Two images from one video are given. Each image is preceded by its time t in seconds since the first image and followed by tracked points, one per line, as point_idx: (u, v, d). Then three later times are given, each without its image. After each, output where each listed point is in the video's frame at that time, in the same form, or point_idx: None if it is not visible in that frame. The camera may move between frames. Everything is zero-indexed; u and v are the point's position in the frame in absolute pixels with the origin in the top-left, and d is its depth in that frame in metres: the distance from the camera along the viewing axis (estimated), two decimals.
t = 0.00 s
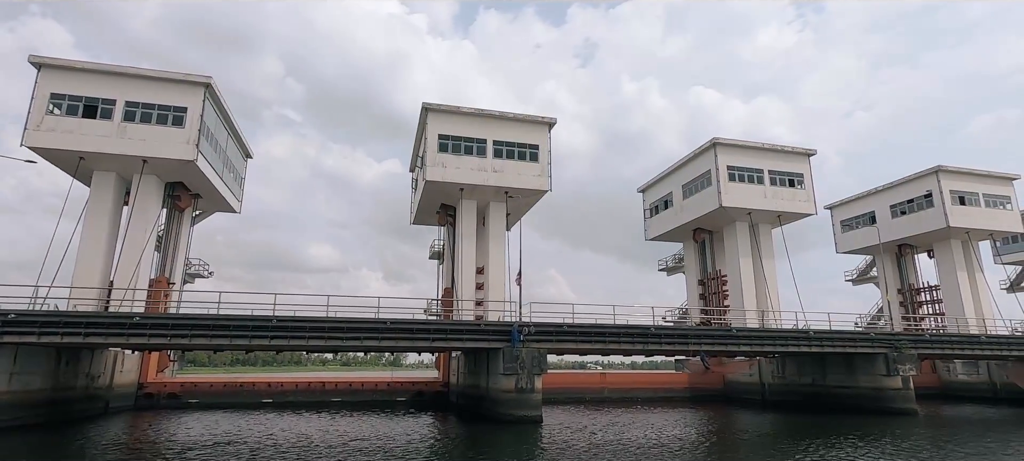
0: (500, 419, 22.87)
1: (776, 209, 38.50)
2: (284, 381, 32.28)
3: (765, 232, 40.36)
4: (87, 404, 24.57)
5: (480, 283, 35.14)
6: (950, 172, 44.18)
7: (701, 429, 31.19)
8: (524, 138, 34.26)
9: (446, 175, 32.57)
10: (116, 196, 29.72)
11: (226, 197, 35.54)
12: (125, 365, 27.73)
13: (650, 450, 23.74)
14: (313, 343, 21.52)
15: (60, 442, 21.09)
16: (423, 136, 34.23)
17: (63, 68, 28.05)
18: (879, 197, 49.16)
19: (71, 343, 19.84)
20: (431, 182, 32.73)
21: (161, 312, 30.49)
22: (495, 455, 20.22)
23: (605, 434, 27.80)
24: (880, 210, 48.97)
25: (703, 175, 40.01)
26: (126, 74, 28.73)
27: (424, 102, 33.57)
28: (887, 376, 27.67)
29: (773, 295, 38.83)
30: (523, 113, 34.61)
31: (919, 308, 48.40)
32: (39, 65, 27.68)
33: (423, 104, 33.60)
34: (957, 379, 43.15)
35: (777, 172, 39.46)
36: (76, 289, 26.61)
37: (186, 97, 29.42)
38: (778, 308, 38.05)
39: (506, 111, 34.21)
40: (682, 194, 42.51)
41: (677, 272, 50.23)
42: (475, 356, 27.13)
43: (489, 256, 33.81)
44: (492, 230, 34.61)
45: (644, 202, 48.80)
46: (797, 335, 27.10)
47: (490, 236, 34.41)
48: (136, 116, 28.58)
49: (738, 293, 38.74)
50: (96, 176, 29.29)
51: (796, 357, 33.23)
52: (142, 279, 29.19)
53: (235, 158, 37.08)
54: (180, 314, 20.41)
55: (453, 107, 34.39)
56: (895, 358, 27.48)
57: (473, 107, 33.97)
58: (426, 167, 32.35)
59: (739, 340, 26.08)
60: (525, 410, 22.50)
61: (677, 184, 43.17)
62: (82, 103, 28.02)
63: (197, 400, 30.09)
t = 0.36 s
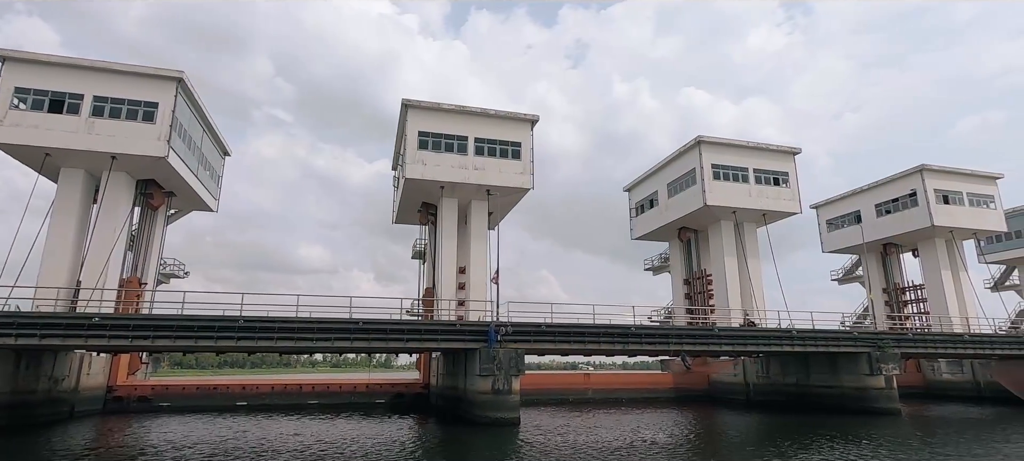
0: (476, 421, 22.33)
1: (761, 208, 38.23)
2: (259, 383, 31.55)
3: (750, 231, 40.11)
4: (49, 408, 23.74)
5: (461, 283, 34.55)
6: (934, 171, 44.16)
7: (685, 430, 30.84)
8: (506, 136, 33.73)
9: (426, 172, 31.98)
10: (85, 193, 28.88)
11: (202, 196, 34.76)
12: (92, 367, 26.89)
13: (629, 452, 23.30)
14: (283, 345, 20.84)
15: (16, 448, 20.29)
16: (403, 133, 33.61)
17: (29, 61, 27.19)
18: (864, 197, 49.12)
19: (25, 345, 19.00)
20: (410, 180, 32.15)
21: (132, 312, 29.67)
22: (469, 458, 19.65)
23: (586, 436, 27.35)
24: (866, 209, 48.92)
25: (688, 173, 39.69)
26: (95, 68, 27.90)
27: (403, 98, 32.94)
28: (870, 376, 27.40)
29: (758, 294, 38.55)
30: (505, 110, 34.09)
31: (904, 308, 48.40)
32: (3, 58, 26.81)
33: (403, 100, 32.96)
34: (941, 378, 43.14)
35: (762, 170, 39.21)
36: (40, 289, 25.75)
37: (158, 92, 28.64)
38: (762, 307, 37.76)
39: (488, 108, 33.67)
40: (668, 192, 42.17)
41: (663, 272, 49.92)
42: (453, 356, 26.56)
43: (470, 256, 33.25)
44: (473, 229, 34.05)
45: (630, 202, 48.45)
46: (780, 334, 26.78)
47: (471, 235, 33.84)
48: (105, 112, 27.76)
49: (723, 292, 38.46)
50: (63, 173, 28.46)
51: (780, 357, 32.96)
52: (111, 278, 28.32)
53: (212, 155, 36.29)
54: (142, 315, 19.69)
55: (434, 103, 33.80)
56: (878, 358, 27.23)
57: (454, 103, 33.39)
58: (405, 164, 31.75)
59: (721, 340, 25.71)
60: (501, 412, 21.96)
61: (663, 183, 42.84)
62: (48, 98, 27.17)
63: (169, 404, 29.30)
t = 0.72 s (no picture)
0: (449, 423, 21.77)
1: (744, 207, 37.98)
2: (232, 385, 30.76)
3: (733, 230, 39.88)
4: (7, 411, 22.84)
5: (440, 282, 33.95)
6: (916, 170, 44.22)
7: (666, 431, 30.45)
8: (486, 133, 33.18)
9: (404, 169, 31.35)
10: (49, 189, 27.98)
11: (174, 192, 33.86)
12: (55, 369, 25.98)
13: (607, 454, 22.85)
14: (248, 345, 20.08)
15: None
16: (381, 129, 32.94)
17: None
18: (847, 196, 49.12)
19: None
20: (388, 177, 31.50)
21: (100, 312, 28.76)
22: None
23: (564, 438, 26.88)
24: (849, 208, 48.93)
25: (671, 172, 39.37)
26: (59, 60, 26.97)
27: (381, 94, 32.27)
28: (851, 376, 27.19)
29: (741, 293, 38.31)
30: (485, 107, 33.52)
31: (887, 307, 48.47)
32: None
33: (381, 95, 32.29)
34: (923, 377, 43.20)
35: (745, 169, 38.98)
36: None
37: (126, 84, 27.79)
38: (745, 307, 37.52)
39: (468, 104, 33.09)
40: (651, 191, 41.84)
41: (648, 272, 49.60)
42: (429, 357, 25.99)
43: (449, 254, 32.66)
44: (453, 227, 33.46)
45: (614, 201, 48.07)
46: (760, 334, 26.48)
47: (450, 234, 33.25)
48: (69, 105, 26.87)
49: (706, 292, 38.18)
50: (26, 168, 27.56)
51: (762, 357, 32.72)
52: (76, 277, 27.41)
53: (186, 151, 35.39)
54: (99, 314, 18.90)
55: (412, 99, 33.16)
56: (858, 357, 27.00)
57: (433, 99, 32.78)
58: (382, 161, 31.09)
59: (701, 340, 25.35)
60: (475, 413, 21.42)
61: (647, 182, 42.50)
62: (10, 90, 26.22)
63: (138, 407, 28.46)
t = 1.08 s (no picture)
0: (420, 426, 21.17)
1: (727, 206, 37.75)
2: (202, 387, 29.89)
3: (716, 230, 39.63)
4: None
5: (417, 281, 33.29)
6: (898, 171, 44.30)
7: (646, 433, 30.05)
8: (466, 129, 32.61)
9: (381, 166, 30.69)
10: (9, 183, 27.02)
11: (145, 188, 32.90)
12: (15, 370, 24.99)
13: (582, 457, 22.39)
14: (210, 346, 19.25)
15: None
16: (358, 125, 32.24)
17: None
18: (831, 197, 49.14)
19: None
20: (364, 174, 30.82)
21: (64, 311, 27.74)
22: None
23: (541, 440, 26.38)
24: (832, 209, 48.95)
25: (654, 171, 39.04)
26: (20, 50, 26.02)
27: (358, 89, 31.56)
28: (831, 376, 26.97)
29: (723, 294, 38.04)
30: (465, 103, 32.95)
31: (869, 308, 48.54)
32: None
33: (358, 90, 31.58)
34: (905, 378, 43.24)
35: (728, 169, 38.76)
36: None
37: (91, 76, 26.91)
38: (727, 307, 37.25)
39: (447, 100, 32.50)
40: (634, 190, 41.48)
41: (631, 272, 49.25)
42: (403, 357, 25.36)
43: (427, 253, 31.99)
44: (431, 226, 32.83)
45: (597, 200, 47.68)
46: (740, 334, 26.15)
47: (429, 232, 32.61)
48: (31, 97, 25.95)
49: (688, 292, 37.87)
50: None
51: (743, 357, 32.47)
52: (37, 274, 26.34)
53: (157, 146, 34.45)
54: (51, 312, 17.99)
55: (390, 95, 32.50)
56: (839, 358, 26.76)
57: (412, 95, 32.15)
58: (359, 157, 30.41)
59: (680, 341, 24.98)
60: (448, 416, 20.83)
61: (630, 181, 42.13)
62: None
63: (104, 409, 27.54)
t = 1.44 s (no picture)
0: (389, 429, 20.52)
1: (709, 207, 37.50)
2: (168, 388, 28.93)
3: (698, 231, 39.39)
4: None
5: (393, 281, 32.58)
6: (880, 174, 44.40)
7: (625, 436, 29.61)
8: (444, 126, 32.02)
9: (356, 162, 29.99)
10: None
11: (112, 183, 31.88)
12: None
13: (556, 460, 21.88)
14: (168, 346, 18.44)
15: None
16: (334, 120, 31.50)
17: None
18: (813, 199, 49.16)
19: None
20: (340, 170, 30.10)
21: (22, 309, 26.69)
22: None
23: (516, 444, 25.82)
24: (814, 211, 48.97)
25: (636, 171, 38.70)
26: None
27: (334, 83, 30.84)
28: (809, 379, 26.72)
29: (705, 295, 37.75)
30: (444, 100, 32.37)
31: (850, 311, 48.58)
32: None
33: (334, 85, 30.86)
34: (885, 381, 43.28)
35: (710, 169, 38.52)
36: None
37: (54, 66, 25.98)
38: (708, 308, 36.98)
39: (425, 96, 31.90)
40: (617, 190, 41.12)
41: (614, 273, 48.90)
42: (374, 359, 24.70)
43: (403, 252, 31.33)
44: (408, 224, 32.19)
45: (580, 200, 47.29)
46: (718, 336, 25.84)
47: (405, 231, 31.96)
48: None
49: (669, 293, 37.55)
50: None
51: (723, 359, 32.19)
52: None
53: (126, 141, 33.45)
54: None
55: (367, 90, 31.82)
56: (817, 360, 26.52)
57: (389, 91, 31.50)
58: (334, 154, 29.69)
59: (657, 342, 24.57)
60: (416, 419, 20.18)
61: (613, 181, 41.76)
62: None
63: (64, 411, 26.51)
